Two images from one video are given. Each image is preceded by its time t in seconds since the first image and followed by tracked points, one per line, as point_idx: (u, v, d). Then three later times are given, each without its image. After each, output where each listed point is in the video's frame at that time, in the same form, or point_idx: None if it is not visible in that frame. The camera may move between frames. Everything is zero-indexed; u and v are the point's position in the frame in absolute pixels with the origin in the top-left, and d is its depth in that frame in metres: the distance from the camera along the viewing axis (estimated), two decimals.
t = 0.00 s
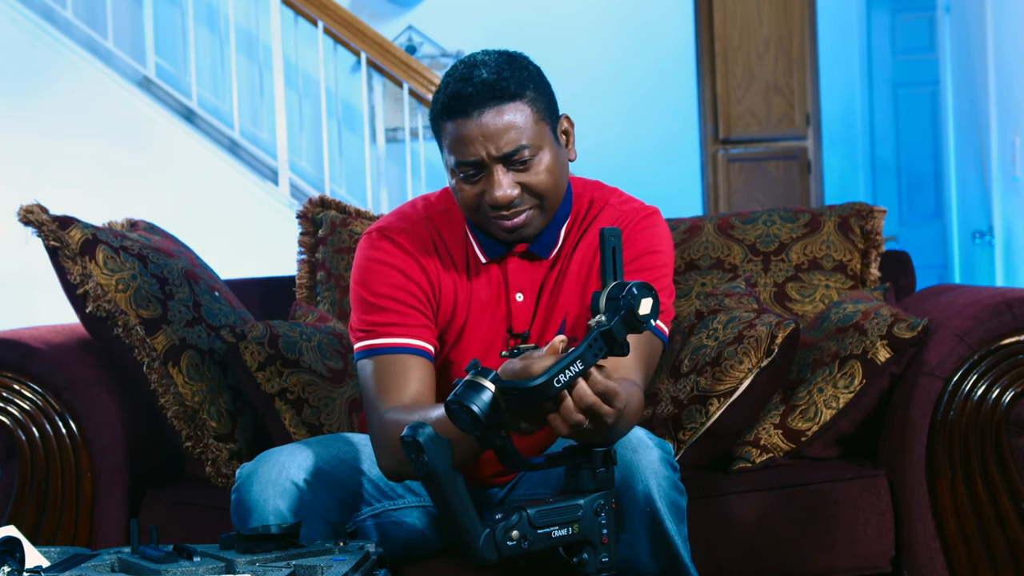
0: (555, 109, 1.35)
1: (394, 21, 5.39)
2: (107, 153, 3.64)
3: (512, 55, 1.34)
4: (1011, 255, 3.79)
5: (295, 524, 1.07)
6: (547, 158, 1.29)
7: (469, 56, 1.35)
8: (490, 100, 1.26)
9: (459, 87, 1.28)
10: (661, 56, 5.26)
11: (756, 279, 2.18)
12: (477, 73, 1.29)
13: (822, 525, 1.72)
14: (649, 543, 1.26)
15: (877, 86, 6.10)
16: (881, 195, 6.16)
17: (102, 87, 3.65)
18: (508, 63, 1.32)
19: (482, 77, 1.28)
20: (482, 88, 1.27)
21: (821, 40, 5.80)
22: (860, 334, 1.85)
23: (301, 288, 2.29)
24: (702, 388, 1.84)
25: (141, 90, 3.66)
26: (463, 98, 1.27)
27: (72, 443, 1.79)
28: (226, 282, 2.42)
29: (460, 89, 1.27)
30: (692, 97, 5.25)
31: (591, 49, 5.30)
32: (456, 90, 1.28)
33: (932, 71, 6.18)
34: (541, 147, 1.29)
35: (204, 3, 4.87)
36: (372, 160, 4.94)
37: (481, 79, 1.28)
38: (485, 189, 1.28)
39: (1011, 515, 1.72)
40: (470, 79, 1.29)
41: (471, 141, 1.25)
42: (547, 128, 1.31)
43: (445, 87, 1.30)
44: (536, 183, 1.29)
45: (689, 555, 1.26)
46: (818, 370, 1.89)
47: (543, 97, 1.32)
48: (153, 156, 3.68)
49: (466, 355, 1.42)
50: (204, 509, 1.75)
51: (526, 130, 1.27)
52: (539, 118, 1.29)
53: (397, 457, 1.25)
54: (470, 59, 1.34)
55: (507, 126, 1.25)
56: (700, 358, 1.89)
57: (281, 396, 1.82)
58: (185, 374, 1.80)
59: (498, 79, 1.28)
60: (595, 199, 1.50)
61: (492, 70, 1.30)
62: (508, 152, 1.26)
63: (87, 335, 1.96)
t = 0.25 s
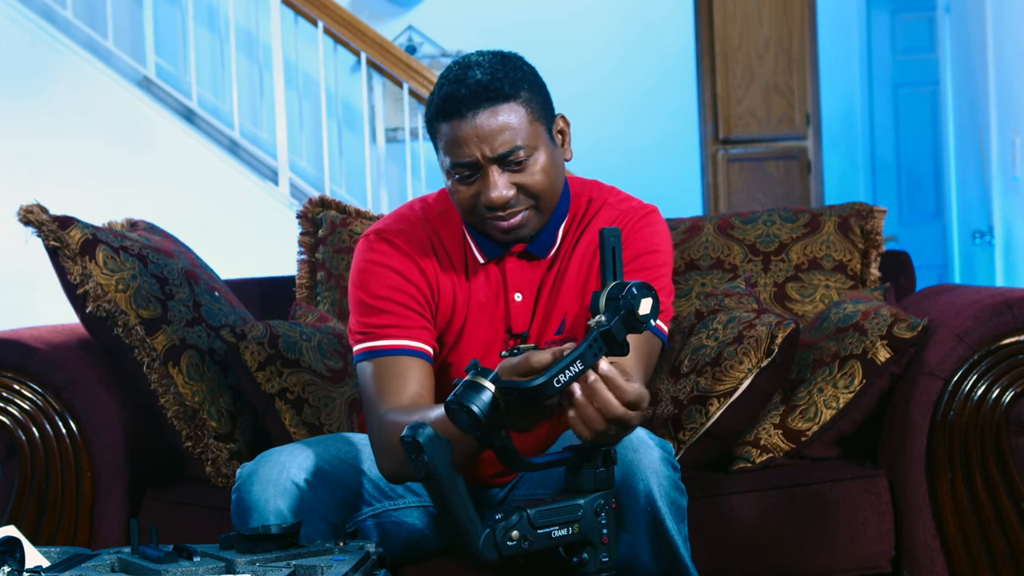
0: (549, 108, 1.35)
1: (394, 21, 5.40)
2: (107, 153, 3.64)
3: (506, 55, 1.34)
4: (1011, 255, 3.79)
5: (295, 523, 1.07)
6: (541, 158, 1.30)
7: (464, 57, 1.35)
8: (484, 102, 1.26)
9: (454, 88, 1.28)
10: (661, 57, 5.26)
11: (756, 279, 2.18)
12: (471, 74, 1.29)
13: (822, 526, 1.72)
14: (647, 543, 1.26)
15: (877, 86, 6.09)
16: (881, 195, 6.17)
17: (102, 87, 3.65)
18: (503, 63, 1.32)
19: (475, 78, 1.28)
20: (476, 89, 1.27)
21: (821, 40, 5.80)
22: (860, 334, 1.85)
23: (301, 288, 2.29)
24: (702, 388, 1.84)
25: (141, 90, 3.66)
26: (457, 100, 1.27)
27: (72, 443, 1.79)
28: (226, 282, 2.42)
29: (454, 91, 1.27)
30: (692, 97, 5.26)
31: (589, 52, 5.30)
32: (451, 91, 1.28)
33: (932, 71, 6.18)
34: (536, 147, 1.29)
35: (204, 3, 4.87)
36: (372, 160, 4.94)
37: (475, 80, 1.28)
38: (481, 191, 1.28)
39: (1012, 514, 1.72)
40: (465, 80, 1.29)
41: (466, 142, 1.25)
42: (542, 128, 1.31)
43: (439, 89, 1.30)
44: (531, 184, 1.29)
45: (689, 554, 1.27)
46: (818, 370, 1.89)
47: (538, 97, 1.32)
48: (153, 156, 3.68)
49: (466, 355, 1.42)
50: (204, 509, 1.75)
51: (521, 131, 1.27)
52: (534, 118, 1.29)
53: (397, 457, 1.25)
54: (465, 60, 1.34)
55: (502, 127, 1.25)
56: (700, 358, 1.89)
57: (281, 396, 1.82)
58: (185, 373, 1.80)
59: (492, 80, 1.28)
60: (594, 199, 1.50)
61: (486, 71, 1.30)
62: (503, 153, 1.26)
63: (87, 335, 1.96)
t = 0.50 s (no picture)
0: (525, 110, 1.35)
1: (394, 21, 5.45)
2: (107, 153, 3.64)
3: (477, 61, 1.35)
4: (1011, 255, 3.79)
5: (295, 524, 1.07)
6: (521, 160, 1.29)
7: (435, 65, 1.36)
8: (458, 108, 1.26)
9: (428, 96, 1.28)
10: (662, 57, 5.37)
11: (756, 279, 2.18)
12: (443, 80, 1.30)
13: (822, 525, 1.72)
14: (652, 542, 1.26)
15: (877, 87, 6.09)
16: (881, 195, 6.16)
17: (102, 87, 3.65)
18: (474, 69, 1.33)
19: (448, 85, 1.29)
20: (450, 96, 1.27)
21: (821, 41, 5.80)
22: (860, 334, 1.85)
23: (301, 288, 2.29)
24: (702, 388, 1.84)
25: (141, 90, 3.66)
26: (431, 108, 1.26)
27: (72, 443, 1.79)
28: (226, 282, 2.42)
29: (428, 99, 1.27)
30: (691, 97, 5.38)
31: (589, 50, 5.39)
32: (425, 99, 1.28)
33: (932, 71, 6.18)
34: (514, 149, 1.29)
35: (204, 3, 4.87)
36: (372, 160, 4.94)
37: (447, 86, 1.28)
38: (462, 197, 1.28)
39: (1011, 514, 1.72)
40: (438, 87, 1.29)
41: (444, 149, 1.25)
42: (519, 130, 1.31)
43: (412, 97, 1.30)
44: (513, 186, 1.29)
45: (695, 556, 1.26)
46: (818, 370, 1.89)
47: (512, 99, 1.32)
48: (153, 156, 3.68)
49: (460, 362, 1.42)
50: (204, 508, 1.75)
51: (499, 134, 1.27)
52: (510, 121, 1.29)
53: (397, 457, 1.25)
54: (437, 68, 1.34)
55: (479, 131, 1.25)
56: (700, 358, 1.89)
57: (281, 396, 1.82)
58: (185, 373, 1.80)
59: (464, 86, 1.28)
60: (577, 195, 1.50)
61: (458, 76, 1.31)
62: (482, 157, 1.25)
63: (87, 335, 1.96)
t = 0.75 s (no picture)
0: (495, 114, 1.34)
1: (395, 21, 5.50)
2: (107, 153, 3.63)
3: (444, 69, 1.34)
4: (1011, 255, 3.78)
5: (295, 524, 1.07)
6: (498, 167, 1.29)
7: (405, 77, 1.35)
8: (429, 120, 1.25)
9: (399, 109, 1.27)
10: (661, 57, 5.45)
11: (756, 280, 2.18)
12: (411, 92, 1.29)
13: (822, 525, 1.72)
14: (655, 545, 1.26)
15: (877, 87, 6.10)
16: (881, 195, 6.16)
17: (102, 88, 3.65)
18: (442, 78, 1.32)
19: (418, 96, 1.28)
20: (420, 109, 1.26)
21: (821, 42, 5.79)
22: (860, 333, 1.85)
23: (301, 288, 2.28)
24: (702, 388, 1.85)
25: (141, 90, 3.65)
26: (400, 124, 1.26)
27: (72, 442, 1.79)
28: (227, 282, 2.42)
29: (399, 112, 1.26)
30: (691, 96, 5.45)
31: (589, 49, 5.46)
32: (396, 113, 1.27)
33: (933, 71, 6.18)
34: (490, 157, 1.28)
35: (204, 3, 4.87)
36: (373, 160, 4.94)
37: (417, 98, 1.27)
38: (440, 208, 1.27)
39: (1012, 514, 1.72)
40: (407, 99, 1.28)
41: (419, 162, 1.24)
42: (493, 138, 1.30)
43: (384, 111, 1.29)
44: (491, 194, 1.29)
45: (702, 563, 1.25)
46: (818, 370, 1.88)
47: (484, 107, 1.31)
48: (154, 156, 3.68)
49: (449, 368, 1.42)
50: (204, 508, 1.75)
51: (472, 142, 1.26)
52: (484, 129, 1.29)
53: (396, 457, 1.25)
54: (405, 79, 1.33)
55: (451, 142, 1.24)
56: (701, 358, 1.90)
57: (281, 396, 1.82)
58: (185, 373, 1.80)
59: (433, 97, 1.27)
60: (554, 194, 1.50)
61: (427, 87, 1.30)
62: (457, 167, 1.25)
63: (87, 335, 1.96)
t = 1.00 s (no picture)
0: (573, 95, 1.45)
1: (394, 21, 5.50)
2: (106, 153, 3.63)
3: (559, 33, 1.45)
4: (1012, 255, 3.79)
5: (295, 524, 1.07)
6: (555, 134, 1.39)
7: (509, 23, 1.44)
8: (528, 65, 1.36)
9: (492, 50, 1.37)
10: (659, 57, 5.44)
11: (755, 280, 2.18)
12: (526, 38, 1.38)
13: (822, 525, 1.72)
14: (684, 547, 1.27)
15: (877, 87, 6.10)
16: (881, 195, 6.16)
17: (102, 88, 3.64)
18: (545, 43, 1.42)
19: (528, 42, 1.38)
20: (528, 50, 1.37)
21: (821, 41, 5.79)
22: (859, 334, 1.85)
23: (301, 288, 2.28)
24: (698, 393, 1.85)
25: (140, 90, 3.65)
26: (508, 56, 1.37)
27: (72, 442, 1.79)
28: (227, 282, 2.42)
29: (511, 45, 1.37)
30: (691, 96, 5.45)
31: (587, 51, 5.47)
32: (490, 51, 1.37)
33: (933, 71, 6.18)
34: (553, 123, 1.38)
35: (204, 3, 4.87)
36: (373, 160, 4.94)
37: (523, 45, 1.38)
38: (495, 144, 1.37)
39: (1011, 514, 1.72)
40: (514, 44, 1.38)
41: (497, 97, 1.35)
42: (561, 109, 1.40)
43: (482, 44, 1.39)
44: (539, 155, 1.38)
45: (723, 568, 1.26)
46: (817, 370, 1.87)
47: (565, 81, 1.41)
48: (153, 156, 3.68)
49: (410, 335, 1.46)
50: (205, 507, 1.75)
51: (547, 99, 1.36)
52: (557, 97, 1.39)
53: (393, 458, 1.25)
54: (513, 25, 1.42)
55: (535, 92, 1.35)
56: (695, 363, 1.90)
57: (285, 399, 1.83)
58: (188, 374, 1.81)
59: (544, 50, 1.38)
60: (570, 187, 1.55)
61: (539, 39, 1.39)
62: (526, 116, 1.35)
63: (87, 335, 1.95)
